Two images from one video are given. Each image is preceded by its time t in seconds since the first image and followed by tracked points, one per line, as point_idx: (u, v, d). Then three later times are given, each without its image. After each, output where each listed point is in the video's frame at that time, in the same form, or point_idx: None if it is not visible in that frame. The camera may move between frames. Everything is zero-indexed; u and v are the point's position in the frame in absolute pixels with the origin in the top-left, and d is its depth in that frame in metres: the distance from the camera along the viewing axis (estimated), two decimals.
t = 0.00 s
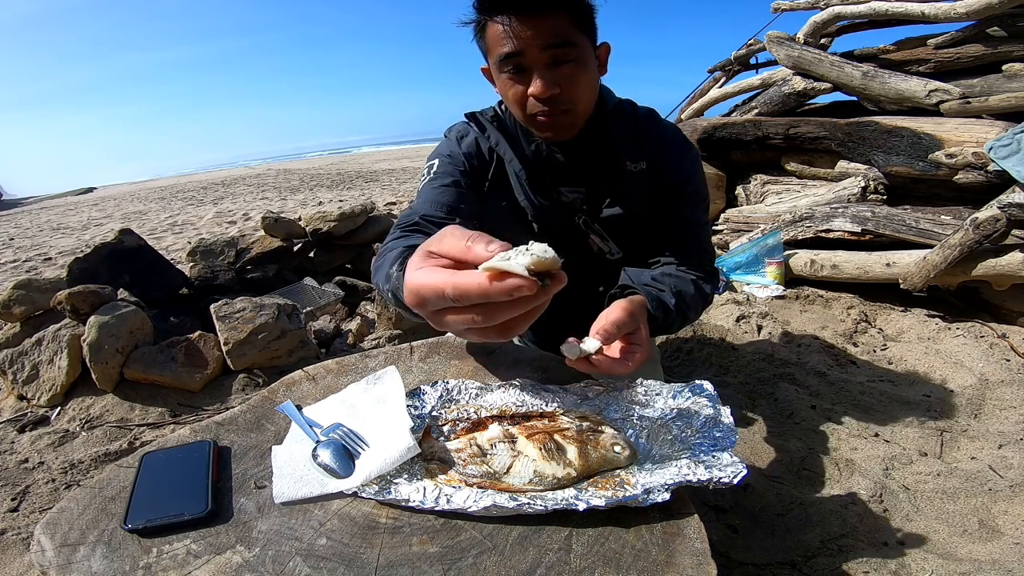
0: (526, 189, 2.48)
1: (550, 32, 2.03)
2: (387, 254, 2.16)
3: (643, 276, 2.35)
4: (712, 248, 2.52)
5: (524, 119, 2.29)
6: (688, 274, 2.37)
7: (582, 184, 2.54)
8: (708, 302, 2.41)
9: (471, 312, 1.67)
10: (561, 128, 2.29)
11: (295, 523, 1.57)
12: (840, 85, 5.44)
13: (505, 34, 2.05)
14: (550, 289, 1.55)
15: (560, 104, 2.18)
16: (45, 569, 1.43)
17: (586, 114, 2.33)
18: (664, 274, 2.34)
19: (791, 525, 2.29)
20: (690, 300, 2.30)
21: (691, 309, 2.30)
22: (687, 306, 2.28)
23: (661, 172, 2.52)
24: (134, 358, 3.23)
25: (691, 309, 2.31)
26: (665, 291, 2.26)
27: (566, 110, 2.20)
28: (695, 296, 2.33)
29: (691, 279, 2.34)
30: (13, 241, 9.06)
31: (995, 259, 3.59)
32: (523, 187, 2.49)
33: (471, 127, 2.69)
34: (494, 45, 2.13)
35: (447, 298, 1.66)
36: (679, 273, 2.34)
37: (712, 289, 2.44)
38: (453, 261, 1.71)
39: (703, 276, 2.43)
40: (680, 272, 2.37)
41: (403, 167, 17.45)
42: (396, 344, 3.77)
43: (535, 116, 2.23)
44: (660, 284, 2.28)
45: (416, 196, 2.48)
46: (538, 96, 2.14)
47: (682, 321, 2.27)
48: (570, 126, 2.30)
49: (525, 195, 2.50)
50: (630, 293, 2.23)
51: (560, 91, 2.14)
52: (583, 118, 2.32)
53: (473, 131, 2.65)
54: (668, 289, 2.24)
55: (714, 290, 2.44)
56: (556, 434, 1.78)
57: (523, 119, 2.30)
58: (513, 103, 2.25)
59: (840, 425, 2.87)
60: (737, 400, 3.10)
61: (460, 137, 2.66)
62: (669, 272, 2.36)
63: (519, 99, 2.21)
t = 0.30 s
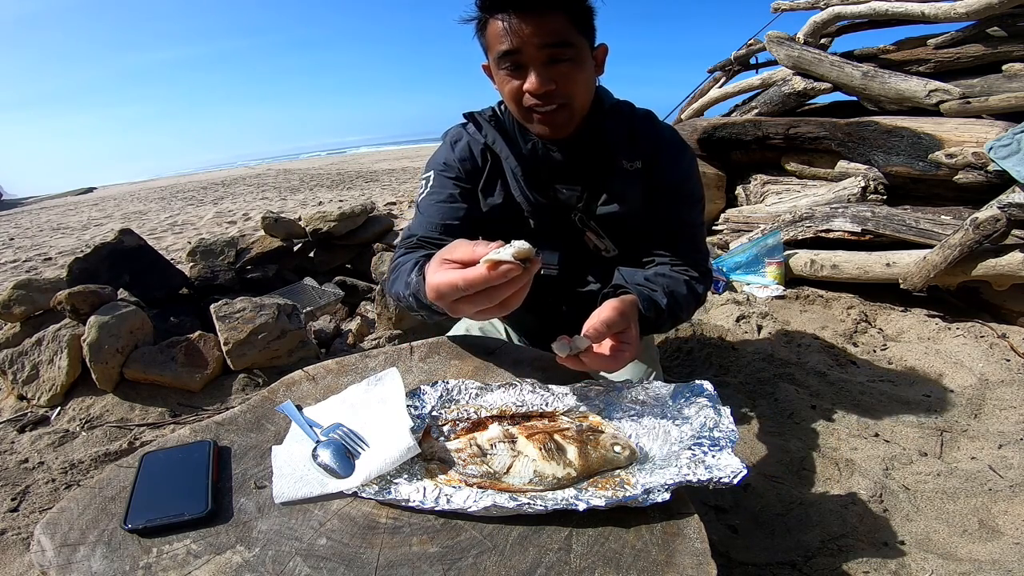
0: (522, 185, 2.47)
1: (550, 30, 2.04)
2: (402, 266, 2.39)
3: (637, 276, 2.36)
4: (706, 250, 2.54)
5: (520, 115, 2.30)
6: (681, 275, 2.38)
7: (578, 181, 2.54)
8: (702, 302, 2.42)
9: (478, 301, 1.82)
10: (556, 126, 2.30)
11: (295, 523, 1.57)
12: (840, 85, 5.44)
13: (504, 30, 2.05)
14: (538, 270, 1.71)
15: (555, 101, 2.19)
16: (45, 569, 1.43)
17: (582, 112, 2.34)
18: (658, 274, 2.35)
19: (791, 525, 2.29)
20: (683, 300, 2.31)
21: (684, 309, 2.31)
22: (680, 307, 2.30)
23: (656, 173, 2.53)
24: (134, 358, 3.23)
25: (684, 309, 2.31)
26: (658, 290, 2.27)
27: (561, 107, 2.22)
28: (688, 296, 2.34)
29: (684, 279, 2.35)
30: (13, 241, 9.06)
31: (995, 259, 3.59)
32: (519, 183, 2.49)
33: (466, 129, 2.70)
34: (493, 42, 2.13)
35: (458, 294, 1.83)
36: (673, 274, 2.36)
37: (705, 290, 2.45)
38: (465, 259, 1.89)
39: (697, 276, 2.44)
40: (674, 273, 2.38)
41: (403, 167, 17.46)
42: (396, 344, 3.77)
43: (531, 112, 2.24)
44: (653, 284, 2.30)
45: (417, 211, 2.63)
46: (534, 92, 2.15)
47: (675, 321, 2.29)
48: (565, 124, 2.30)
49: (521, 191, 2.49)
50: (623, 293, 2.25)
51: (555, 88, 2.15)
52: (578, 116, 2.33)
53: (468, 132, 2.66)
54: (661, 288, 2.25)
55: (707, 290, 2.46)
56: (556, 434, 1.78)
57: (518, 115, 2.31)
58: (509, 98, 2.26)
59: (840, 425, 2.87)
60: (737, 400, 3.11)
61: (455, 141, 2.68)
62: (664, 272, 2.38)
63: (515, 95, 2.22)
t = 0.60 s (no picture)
0: (511, 186, 2.47)
1: (527, 31, 2.08)
2: (410, 286, 2.41)
3: (633, 272, 2.37)
4: (699, 240, 2.54)
5: (505, 116, 2.34)
6: (676, 268, 2.39)
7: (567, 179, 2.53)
8: (699, 293, 2.42)
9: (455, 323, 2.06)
10: (540, 124, 2.33)
11: (295, 523, 1.57)
12: (840, 85, 5.44)
13: (483, 35, 2.10)
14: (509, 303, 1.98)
15: (537, 100, 2.23)
16: (45, 569, 1.43)
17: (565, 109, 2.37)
18: (653, 269, 2.36)
19: (791, 525, 2.29)
20: (679, 293, 2.32)
21: (682, 302, 2.32)
22: (677, 299, 2.30)
23: (643, 166, 2.55)
24: (134, 358, 3.23)
25: (681, 302, 2.32)
26: (654, 286, 2.27)
27: (543, 105, 2.26)
28: (685, 289, 2.35)
29: (680, 273, 2.36)
30: (13, 241, 9.07)
31: (995, 259, 3.59)
32: (508, 184, 2.49)
33: (451, 142, 2.73)
34: (473, 47, 2.18)
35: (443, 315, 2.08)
36: (668, 267, 2.37)
37: (702, 282, 2.45)
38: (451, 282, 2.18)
39: (692, 269, 2.45)
40: (669, 266, 2.39)
41: (403, 167, 17.47)
42: (396, 344, 3.77)
43: (515, 112, 2.28)
44: (649, 279, 2.31)
45: (416, 233, 2.67)
46: (517, 92, 2.19)
47: (673, 314, 2.30)
48: (548, 121, 2.34)
49: (511, 191, 2.48)
50: (620, 290, 2.22)
51: (537, 86, 2.18)
52: (560, 114, 2.36)
53: (454, 145, 2.69)
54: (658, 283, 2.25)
55: (704, 281, 2.46)
56: (556, 434, 1.78)
57: (503, 116, 2.35)
58: (493, 101, 2.30)
59: (840, 425, 2.87)
60: (737, 400, 3.11)
61: (441, 155, 2.72)
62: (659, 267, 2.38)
63: (498, 98, 2.26)
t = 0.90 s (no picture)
0: (489, 185, 2.49)
1: (491, 40, 2.11)
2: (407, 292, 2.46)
3: (619, 263, 2.40)
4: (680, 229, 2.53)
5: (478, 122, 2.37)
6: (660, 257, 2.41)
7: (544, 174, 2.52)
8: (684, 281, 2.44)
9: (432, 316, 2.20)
10: (513, 128, 2.36)
11: (295, 523, 1.57)
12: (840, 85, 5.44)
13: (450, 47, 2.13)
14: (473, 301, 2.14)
15: (507, 105, 2.25)
16: (45, 569, 1.43)
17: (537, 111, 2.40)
18: (639, 260, 2.38)
19: (791, 525, 2.29)
20: (665, 280, 2.35)
21: (668, 289, 2.35)
22: (664, 287, 2.33)
23: (618, 161, 2.57)
24: (134, 358, 3.23)
25: (668, 288, 2.35)
26: (642, 275, 2.30)
27: (515, 109, 2.28)
28: (671, 276, 2.37)
29: (664, 261, 2.39)
30: (13, 241, 9.07)
31: (995, 259, 3.59)
32: (487, 184, 2.51)
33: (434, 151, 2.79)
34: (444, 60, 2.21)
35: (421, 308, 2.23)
36: (653, 257, 2.39)
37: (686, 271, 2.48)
38: (431, 280, 2.32)
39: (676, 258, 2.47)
40: (653, 256, 2.40)
41: (403, 167, 17.47)
42: (396, 344, 3.78)
43: (488, 118, 2.30)
44: (636, 269, 2.33)
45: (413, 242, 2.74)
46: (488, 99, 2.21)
47: (661, 302, 2.32)
48: (521, 124, 2.36)
49: (490, 190, 2.50)
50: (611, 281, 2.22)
51: (508, 91, 2.21)
52: (531, 117, 2.38)
53: (437, 154, 2.75)
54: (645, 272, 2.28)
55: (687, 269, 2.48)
56: (556, 434, 1.78)
57: (477, 122, 2.38)
58: (466, 109, 2.33)
59: (840, 425, 2.87)
60: (737, 400, 3.11)
61: (426, 165, 2.78)
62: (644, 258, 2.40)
63: (471, 105, 2.28)
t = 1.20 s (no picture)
0: (486, 179, 2.51)
1: (495, 43, 2.11)
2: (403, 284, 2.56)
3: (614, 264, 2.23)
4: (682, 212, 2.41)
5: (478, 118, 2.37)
6: (662, 246, 2.23)
7: (540, 170, 2.56)
8: (698, 267, 2.21)
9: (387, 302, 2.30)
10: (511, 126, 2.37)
11: (295, 523, 1.57)
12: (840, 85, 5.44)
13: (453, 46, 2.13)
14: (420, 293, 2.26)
15: (507, 105, 2.26)
16: (45, 569, 1.43)
17: (535, 110, 2.40)
18: (639, 255, 2.21)
19: (791, 525, 2.29)
20: (672, 271, 2.14)
21: (678, 280, 2.13)
22: (672, 280, 2.12)
23: (611, 151, 2.49)
24: (134, 358, 3.23)
25: (677, 278, 2.13)
26: (642, 271, 2.12)
27: (514, 108, 2.28)
28: (679, 266, 2.16)
29: (667, 250, 2.20)
30: (13, 241, 9.07)
31: (995, 259, 3.59)
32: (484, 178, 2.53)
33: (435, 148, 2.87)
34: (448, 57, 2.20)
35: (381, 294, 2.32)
36: (654, 248, 2.22)
37: (699, 255, 2.23)
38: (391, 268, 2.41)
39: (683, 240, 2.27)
40: (655, 246, 2.24)
41: (403, 167, 17.47)
42: (396, 344, 3.78)
43: (488, 116, 2.31)
44: (634, 266, 2.16)
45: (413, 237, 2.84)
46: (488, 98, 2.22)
47: (672, 296, 2.11)
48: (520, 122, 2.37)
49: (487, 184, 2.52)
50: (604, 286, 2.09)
51: (506, 93, 2.22)
52: (530, 115, 2.39)
53: (437, 151, 2.83)
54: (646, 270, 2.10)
55: (700, 250, 2.25)
56: (556, 434, 1.78)
57: (477, 117, 2.39)
58: (467, 106, 2.34)
59: (840, 425, 2.87)
60: (737, 400, 3.11)
61: (427, 161, 2.86)
62: (646, 251, 2.24)
63: (472, 103, 2.30)
